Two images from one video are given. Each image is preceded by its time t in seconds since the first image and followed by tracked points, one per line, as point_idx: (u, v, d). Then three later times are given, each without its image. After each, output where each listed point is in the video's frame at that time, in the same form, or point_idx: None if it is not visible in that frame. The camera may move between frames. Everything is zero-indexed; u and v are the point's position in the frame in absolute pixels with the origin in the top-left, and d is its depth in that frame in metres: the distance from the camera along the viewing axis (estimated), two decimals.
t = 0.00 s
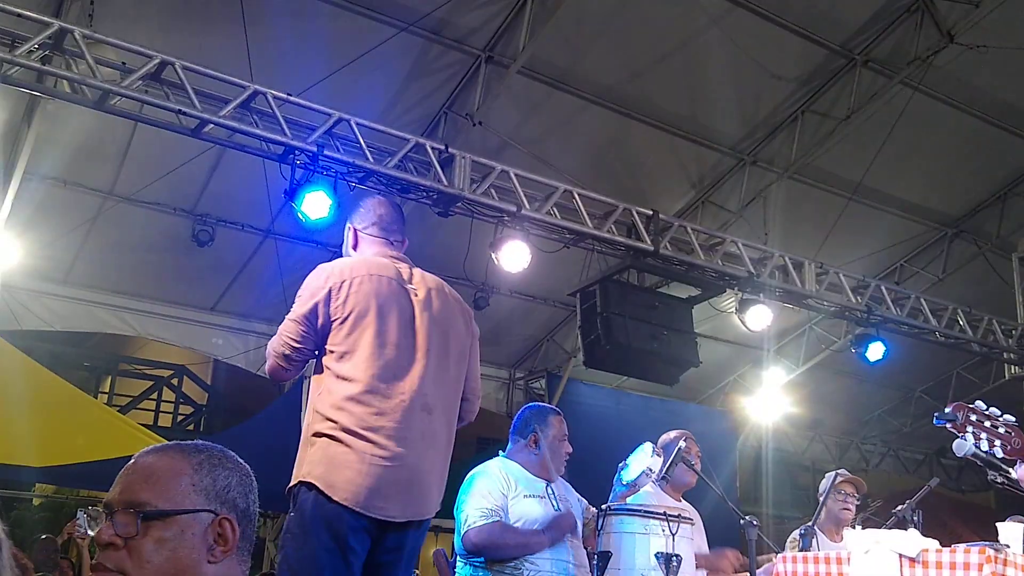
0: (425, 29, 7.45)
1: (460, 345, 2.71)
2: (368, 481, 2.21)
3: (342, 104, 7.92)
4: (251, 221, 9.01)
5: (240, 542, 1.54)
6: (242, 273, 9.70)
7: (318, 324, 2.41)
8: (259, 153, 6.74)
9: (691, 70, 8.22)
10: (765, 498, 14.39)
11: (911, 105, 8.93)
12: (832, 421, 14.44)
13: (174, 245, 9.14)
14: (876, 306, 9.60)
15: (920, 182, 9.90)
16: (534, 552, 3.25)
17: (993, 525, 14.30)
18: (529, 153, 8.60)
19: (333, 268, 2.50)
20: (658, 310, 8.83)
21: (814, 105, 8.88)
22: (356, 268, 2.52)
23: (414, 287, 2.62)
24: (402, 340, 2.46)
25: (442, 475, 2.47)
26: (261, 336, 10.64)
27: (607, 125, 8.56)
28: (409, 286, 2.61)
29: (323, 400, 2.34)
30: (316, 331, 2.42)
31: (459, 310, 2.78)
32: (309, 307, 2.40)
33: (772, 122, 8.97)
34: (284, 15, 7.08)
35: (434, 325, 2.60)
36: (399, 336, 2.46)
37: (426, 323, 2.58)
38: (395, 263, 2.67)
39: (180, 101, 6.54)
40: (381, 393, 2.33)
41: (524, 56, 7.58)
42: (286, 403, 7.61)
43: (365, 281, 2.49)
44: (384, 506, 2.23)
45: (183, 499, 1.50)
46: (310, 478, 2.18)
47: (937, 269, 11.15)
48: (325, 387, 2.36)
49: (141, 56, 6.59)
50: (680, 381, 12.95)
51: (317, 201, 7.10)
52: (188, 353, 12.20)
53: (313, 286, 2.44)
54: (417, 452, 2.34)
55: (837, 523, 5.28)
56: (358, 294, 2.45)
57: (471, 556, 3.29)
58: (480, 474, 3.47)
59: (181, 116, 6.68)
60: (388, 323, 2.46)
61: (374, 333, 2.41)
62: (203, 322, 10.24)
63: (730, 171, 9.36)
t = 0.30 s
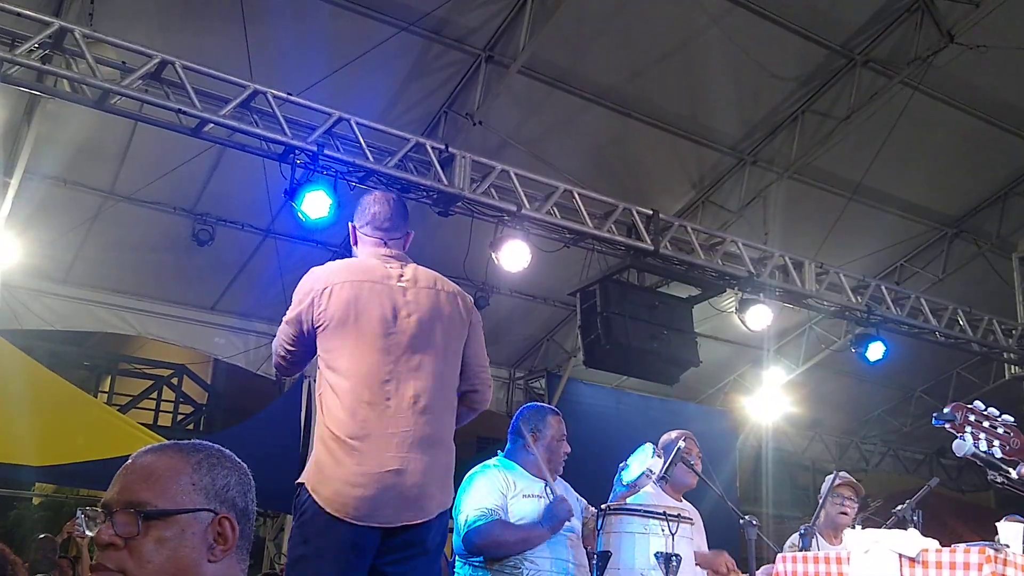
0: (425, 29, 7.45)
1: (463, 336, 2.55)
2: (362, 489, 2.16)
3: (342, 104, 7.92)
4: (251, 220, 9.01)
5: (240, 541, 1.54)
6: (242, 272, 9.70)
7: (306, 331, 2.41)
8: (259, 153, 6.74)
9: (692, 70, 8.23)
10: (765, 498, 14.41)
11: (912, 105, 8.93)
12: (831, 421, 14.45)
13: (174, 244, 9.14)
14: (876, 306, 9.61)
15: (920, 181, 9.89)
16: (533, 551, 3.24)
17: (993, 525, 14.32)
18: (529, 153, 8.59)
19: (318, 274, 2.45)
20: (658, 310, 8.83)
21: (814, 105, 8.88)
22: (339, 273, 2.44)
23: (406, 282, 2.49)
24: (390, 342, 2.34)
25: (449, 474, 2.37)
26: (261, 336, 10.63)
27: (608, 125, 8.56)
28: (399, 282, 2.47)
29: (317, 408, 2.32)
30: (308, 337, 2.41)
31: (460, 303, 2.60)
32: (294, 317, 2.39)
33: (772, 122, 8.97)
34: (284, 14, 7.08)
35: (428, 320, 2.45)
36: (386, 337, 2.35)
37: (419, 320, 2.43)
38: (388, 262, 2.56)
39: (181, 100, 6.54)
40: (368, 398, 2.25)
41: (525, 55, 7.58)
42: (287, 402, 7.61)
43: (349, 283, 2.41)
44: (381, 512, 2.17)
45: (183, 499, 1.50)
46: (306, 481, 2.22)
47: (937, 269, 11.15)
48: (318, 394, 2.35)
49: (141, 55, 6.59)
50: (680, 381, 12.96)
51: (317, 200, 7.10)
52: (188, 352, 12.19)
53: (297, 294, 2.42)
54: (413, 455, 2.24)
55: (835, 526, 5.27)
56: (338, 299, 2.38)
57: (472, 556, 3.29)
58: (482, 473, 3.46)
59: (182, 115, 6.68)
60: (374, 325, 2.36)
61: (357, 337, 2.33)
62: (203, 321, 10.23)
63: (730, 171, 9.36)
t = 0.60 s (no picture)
0: (424, 26, 7.44)
1: (439, 326, 2.44)
2: (316, 476, 2.16)
3: (342, 102, 7.91)
4: (250, 217, 9.00)
5: (239, 538, 1.54)
6: (241, 269, 9.70)
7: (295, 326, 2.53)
8: (258, 150, 6.74)
9: (692, 67, 8.22)
10: (764, 495, 14.42)
11: (911, 102, 8.93)
12: (831, 418, 14.47)
13: (173, 241, 9.14)
14: (875, 303, 9.60)
15: (920, 178, 9.88)
16: (533, 547, 3.24)
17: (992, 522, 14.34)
18: (528, 150, 8.57)
19: (303, 271, 2.54)
20: (658, 307, 8.84)
21: (814, 102, 8.87)
22: (318, 269, 2.51)
23: (380, 274, 2.47)
24: (352, 332, 2.35)
25: (420, 464, 2.27)
26: (261, 333, 10.62)
27: (608, 123, 8.55)
28: (372, 273, 2.47)
29: (295, 398, 2.40)
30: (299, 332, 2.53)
31: (440, 294, 2.50)
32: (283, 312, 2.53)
33: (772, 119, 8.97)
34: (283, 11, 7.07)
35: (396, 309, 2.40)
36: (349, 327, 2.36)
37: (386, 309, 2.39)
38: (382, 256, 2.54)
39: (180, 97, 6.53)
40: (326, 382, 2.29)
41: (524, 52, 7.57)
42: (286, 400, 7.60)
43: (323, 277, 2.46)
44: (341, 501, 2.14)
45: (183, 496, 1.50)
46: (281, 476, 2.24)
47: (936, 266, 11.14)
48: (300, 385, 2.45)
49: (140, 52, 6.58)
50: (680, 378, 12.96)
51: (316, 197, 7.10)
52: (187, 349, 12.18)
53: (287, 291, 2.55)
54: (368, 440, 2.20)
55: (838, 523, 5.25)
56: (312, 294, 2.45)
57: (472, 552, 3.29)
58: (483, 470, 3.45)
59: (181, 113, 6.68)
60: (339, 316, 2.38)
61: (321, 327, 2.38)
62: (202, 318, 10.22)
63: (730, 168, 9.35)
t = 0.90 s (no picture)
0: (424, 24, 7.44)
1: (389, 313, 2.36)
2: (284, 474, 2.20)
3: (342, 100, 7.90)
4: (250, 215, 9.00)
5: (233, 540, 1.53)
6: (241, 267, 9.69)
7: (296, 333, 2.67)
8: (258, 148, 6.74)
9: (693, 65, 8.22)
10: (764, 493, 14.44)
11: (911, 100, 8.92)
12: (831, 416, 14.48)
13: (174, 239, 9.14)
14: (875, 302, 9.60)
15: (920, 176, 9.88)
16: (531, 545, 3.24)
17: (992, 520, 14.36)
18: (528, 148, 8.56)
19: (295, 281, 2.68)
20: (657, 305, 8.84)
21: (814, 100, 8.87)
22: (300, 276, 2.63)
23: (341, 270, 2.49)
24: (310, 332, 2.40)
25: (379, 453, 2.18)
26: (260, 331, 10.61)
27: (607, 121, 8.54)
28: (335, 271, 2.51)
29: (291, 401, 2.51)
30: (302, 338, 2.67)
31: (392, 280, 2.41)
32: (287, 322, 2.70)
33: (772, 117, 8.97)
34: (283, 10, 7.07)
35: (347, 301, 2.39)
36: (309, 328, 2.42)
37: (339, 303, 2.40)
38: (354, 253, 2.54)
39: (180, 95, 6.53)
40: (292, 384, 2.35)
41: (524, 50, 7.56)
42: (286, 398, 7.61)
43: (298, 284, 2.58)
44: (305, 496, 2.13)
45: (174, 495, 1.50)
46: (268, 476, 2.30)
47: (936, 264, 11.13)
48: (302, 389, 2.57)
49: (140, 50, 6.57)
50: (680, 377, 12.96)
51: (316, 195, 7.09)
52: (187, 347, 12.18)
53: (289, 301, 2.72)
54: (319, 435, 2.19)
55: (840, 521, 5.24)
56: (290, 301, 2.58)
57: (471, 551, 3.30)
58: (482, 469, 3.44)
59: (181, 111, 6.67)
60: (304, 319, 2.45)
61: (293, 331, 2.47)
62: (202, 316, 10.21)
63: (730, 166, 9.35)
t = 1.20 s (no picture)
0: (424, 24, 7.44)
1: (359, 309, 2.39)
2: (282, 474, 2.27)
3: (342, 100, 7.89)
4: (249, 215, 9.00)
5: (222, 539, 1.51)
6: (240, 267, 9.69)
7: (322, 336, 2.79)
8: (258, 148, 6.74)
9: (693, 64, 8.22)
10: (764, 493, 14.43)
11: (911, 100, 8.93)
12: (830, 416, 14.47)
13: (173, 239, 9.14)
14: (875, 302, 9.61)
15: (920, 176, 9.88)
16: (532, 544, 3.25)
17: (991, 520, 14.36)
18: (528, 148, 8.56)
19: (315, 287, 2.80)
20: (657, 305, 8.84)
21: (814, 99, 8.87)
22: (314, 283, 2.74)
23: (330, 273, 2.57)
24: (305, 339, 2.52)
25: (360, 450, 2.19)
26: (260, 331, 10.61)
27: (607, 121, 8.54)
28: (326, 275, 2.59)
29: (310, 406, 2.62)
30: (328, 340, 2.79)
31: (361, 278, 2.43)
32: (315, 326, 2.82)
33: (772, 116, 8.97)
34: (283, 9, 7.07)
35: (326, 305, 2.46)
36: (305, 335, 2.53)
37: (321, 307, 2.48)
38: (350, 254, 2.57)
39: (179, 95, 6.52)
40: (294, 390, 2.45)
41: (524, 49, 7.56)
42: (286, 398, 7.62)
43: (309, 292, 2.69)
44: (297, 495, 2.18)
45: (157, 497, 1.49)
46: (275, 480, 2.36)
47: (936, 264, 11.12)
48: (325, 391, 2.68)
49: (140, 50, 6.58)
50: (680, 377, 12.96)
51: (316, 195, 7.09)
52: (187, 347, 12.18)
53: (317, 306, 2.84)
54: (302, 437, 2.26)
55: (840, 521, 5.24)
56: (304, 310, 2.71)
57: (471, 551, 3.30)
58: (482, 469, 3.43)
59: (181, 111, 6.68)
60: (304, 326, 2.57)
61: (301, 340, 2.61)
62: (202, 317, 10.21)
63: (730, 166, 9.35)
